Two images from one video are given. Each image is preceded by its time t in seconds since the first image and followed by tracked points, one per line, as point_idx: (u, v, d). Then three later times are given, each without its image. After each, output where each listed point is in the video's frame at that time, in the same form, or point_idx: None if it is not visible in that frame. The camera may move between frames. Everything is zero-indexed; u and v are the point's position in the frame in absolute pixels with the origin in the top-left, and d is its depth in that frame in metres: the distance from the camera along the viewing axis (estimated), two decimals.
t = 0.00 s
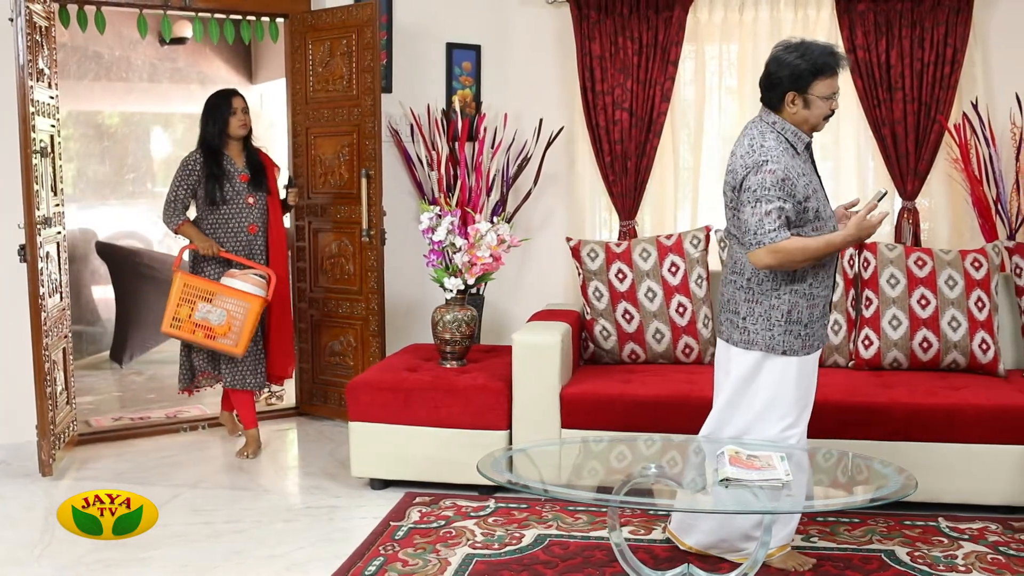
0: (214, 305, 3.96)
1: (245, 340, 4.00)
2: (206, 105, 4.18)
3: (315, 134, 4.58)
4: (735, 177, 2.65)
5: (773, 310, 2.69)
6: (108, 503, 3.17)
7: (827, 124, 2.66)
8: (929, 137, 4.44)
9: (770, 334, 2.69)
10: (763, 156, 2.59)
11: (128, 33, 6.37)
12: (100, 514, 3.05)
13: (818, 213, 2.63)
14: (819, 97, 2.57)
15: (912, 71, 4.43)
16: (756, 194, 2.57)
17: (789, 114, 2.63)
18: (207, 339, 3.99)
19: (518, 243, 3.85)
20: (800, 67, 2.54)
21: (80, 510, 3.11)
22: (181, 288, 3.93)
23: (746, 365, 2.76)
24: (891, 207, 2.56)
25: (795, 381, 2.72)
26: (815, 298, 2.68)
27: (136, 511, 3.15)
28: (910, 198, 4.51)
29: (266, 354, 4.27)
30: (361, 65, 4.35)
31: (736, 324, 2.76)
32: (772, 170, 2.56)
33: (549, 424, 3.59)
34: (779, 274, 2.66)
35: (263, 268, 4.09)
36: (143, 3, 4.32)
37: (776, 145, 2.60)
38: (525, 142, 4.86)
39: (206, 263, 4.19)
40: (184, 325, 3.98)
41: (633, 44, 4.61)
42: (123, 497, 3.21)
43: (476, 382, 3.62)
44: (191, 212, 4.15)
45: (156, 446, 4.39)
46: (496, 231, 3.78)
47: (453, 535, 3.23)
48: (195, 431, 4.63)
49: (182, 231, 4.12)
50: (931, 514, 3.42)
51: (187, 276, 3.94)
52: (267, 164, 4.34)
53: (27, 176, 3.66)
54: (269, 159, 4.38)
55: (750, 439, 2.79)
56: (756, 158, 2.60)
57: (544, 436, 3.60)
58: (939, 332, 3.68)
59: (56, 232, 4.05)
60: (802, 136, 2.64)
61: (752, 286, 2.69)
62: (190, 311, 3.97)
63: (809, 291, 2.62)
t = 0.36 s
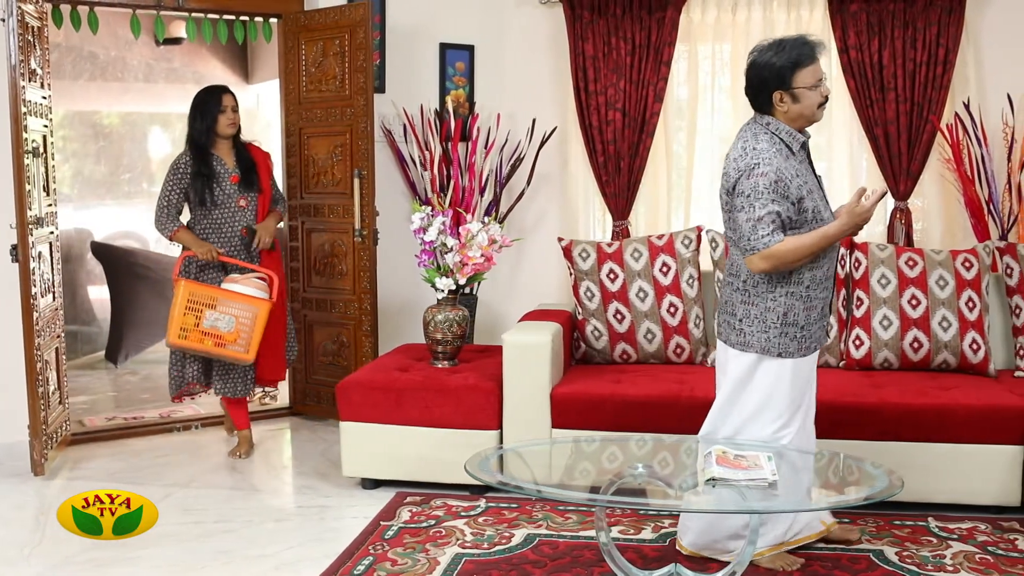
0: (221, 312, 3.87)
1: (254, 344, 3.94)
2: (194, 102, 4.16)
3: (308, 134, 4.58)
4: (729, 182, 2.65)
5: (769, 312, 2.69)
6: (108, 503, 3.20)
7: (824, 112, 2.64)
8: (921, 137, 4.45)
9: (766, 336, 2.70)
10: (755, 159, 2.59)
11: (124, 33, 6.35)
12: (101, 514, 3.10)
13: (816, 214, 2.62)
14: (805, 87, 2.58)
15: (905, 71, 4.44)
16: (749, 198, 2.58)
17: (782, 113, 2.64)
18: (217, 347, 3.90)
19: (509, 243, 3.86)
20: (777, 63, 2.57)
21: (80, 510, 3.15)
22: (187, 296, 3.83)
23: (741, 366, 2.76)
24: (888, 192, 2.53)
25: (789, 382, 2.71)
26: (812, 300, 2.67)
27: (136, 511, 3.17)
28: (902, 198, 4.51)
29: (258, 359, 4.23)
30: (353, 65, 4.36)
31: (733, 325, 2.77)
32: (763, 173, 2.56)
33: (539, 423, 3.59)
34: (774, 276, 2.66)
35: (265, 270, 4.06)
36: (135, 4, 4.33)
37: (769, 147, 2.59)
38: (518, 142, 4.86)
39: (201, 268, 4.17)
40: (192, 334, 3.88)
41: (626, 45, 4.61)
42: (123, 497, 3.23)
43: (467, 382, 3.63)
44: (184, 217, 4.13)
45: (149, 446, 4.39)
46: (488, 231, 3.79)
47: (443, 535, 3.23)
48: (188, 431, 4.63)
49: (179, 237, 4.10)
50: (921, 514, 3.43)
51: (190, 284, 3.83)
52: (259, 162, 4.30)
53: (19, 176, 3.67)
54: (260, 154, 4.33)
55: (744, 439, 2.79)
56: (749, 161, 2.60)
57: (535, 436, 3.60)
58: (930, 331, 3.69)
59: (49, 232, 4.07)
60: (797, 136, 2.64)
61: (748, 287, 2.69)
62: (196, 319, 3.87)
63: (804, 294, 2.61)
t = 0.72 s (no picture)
0: (233, 318, 3.76)
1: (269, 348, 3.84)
2: (187, 100, 4.07)
3: (300, 135, 4.59)
4: (723, 182, 2.66)
5: (767, 312, 2.69)
6: (108, 502, 3.07)
7: (821, 105, 2.62)
8: (914, 137, 4.45)
9: (763, 337, 2.70)
10: (746, 159, 2.59)
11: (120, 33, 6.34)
12: (100, 514, 3.00)
13: (811, 212, 2.60)
14: (792, 85, 2.58)
15: (897, 71, 4.44)
16: (739, 197, 2.58)
17: (775, 114, 2.64)
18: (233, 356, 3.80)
19: (500, 244, 3.87)
20: (761, 64, 2.59)
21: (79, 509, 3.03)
22: (196, 306, 3.73)
23: (740, 366, 2.77)
24: (880, 192, 2.46)
25: (785, 383, 2.70)
26: (811, 302, 2.66)
27: (137, 511, 3.10)
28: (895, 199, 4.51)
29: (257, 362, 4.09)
30: (346, 66, 4.37)
31: (732, 325, 2.78)
32: (753, 172, 2.56)
33: (530, 423, 3.60)
34: (771, 276, 2.66)
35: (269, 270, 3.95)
36: (128, 4, 4.32)
37: (761, 147, 2.60)
38: (512, 143, 4.87)
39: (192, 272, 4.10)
40: (206, 345, 3.77)
41: (619, 45, 4.62)
42: (124, 495, 3.10)
43: (457, 382, 3.63)
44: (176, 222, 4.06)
45: (141, 446, 4.40)
46: (479, 232, 3.80)
47: (432, 535, 3.24)
48: (181, 431, 4.64)
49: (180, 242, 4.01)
50: (911, 514, 3.44)
51: (199, 294, 3.72)
52: (251, 163, 4.18)
53: (10, 176, 3.67)
54: (256, 154, 4.21)
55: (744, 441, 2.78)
56: (740, 161, 2.61)
57: (525, 436, 3.61)
58: (920, 332, 3.69)
59: (42, 232, 4.07)
60: (792, 135, 2.63)
61: (745, 287, 2.71)
62: (208, 329, 3.76)
63: (799, 294, 2.61)
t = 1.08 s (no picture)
0: (228, 321, 3.65)
1: (263, 354, 3.71)
2: (193, 98, 3.92)
3: (294, 135, 4.60)
4: (734, 175, 2.69)
5: (776, 305, 2.69)
6: (108, 501, 2.96)
7: (833, 99, 2.60)
8: (907, 138, 4.45)
9: (771, 330, 2.70)
10: (752, 151, 2.62)
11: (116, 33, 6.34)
12: (100, 514, 2.92)
13: (817, 205, 2.58)
14: (801, 78, 2.58)
15: (890, 72, 4.44)
16: (743, 188, 2.60)
17: (788, 109, 2.64)
18: (225, 359, 3.68)
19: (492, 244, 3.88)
20: (770, 59, 2.60)
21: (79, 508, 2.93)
22: (190, 308, 3.62)
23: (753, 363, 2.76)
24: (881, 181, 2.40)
25: (797, 380, 2.68)
26: (821, 296, 2.64)
27: (137, 511, 3.00)
28: (888, 199, 4.51)
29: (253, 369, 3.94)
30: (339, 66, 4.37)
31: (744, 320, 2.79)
32: (758, 163, 2.58)
33: (521, 423, 3.60)
34: (778, 270, 2.66)
35: (268, 275, 3.83)
36: (121, 5, 4.32)
37: (769, 139, 2.62)
38: (506, 143, 4.87)
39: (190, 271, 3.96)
40: (198, 347, 3.66)
41: (613, 46, 4.62)
42: (125, 495, 2.98)
43: (449, 382, 3.64)
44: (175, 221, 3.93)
45: (135, 446, 4.41)
46: (471, 232, 3.81)
47: (423, 535, 3.24)
48: (175, 431, 4.64)
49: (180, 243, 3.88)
50: (902, 514, 3.45)
51: (194, 296, 3.62)
52: (257, 164, 4.00)
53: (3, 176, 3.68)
54: (263, 155, 4.03)
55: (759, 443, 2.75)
56: (748, 153, 2.64)
57: (517, 436, 3.62)
58: (912, 332, 3.70)
59: (35, 232, 4.08)
60: (804, 129, 2.63)
61: (753, 281, 2.71)
62: (202, 331, 3.65)
63: (806, 288, 2.60)
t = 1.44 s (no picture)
0: (235, 318, 3.58)
1: (273, 351, 3.63)
2: (203, 96, 3.84)
3: (287, 135, 4.61)
4: (743, 167, 2.69)
5: (775, 300, 2.70)
6: (108, 502, 2.97)
7: (846, 108, 2.59)
8: (899, 138, 4.45)
9: (769, 325, 2.71)
10: (762, 145, 2.62)
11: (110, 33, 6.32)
12: (100, 514, 2.94)
13: (822, 201, 2.59)
14: (821, 78, 2.57)
15: (883, 72, 4.44)
16: (751, 180, 2.60)
17: (802, 105, 2.63)
18: (235, 358, 3.61)
19: (483, 244, 3.90)
20: (794, 54, 2.59)
21: (79, 510, 2.95)
22: (196, 306, 3.55)
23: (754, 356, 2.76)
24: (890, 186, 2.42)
25: (794, 377, 2.68)
26: (820, 294, 2.64)
27: (138, 511, 3.02)
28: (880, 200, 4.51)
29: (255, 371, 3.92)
30: (331, 67, 4.38)
31: (747, 315, 2.80)
32: (767, 156, 2.58)
33: (512, 423, 3.61)
34: (779, 265, 2.67)
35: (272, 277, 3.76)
36: (114, 6, 4.32)
37: (779, 134, 2.62)
38: (498, 143, 4.88)
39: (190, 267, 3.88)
40: (207, 347, 3.58)
41: (605, 46, 4.62)
42: (125, 494, 3.00)
43: (440, 382, 3.64)
44: (183, 218, 3.83)
45: (127, 445, 4.41)
46: (461, 232, 3.82)
47: (413, 535, 3.24)
48: (168, 431, 4.64)
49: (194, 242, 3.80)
50: (891, 514, 3.45)
51: (199, 295, 3.56)
52: (265, 163, 3.93)
53: None
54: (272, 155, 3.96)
55: (755, 443, 2.75)
56: (758, 147, 2.64)
57: (508, 436, 3.62)
58: (902, 332, 3.70)
59: (28, 232, 4.08)
60: (815, 128, 2.62)
61: (755, 275, 2.73)
62: (209, 330, 3.58)
63: (804, 284, 2.60)
